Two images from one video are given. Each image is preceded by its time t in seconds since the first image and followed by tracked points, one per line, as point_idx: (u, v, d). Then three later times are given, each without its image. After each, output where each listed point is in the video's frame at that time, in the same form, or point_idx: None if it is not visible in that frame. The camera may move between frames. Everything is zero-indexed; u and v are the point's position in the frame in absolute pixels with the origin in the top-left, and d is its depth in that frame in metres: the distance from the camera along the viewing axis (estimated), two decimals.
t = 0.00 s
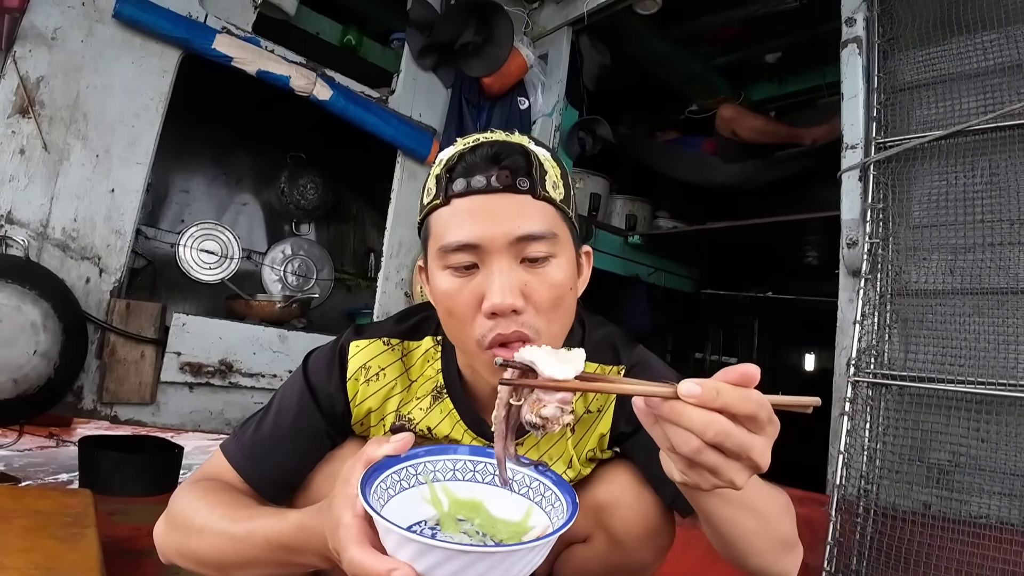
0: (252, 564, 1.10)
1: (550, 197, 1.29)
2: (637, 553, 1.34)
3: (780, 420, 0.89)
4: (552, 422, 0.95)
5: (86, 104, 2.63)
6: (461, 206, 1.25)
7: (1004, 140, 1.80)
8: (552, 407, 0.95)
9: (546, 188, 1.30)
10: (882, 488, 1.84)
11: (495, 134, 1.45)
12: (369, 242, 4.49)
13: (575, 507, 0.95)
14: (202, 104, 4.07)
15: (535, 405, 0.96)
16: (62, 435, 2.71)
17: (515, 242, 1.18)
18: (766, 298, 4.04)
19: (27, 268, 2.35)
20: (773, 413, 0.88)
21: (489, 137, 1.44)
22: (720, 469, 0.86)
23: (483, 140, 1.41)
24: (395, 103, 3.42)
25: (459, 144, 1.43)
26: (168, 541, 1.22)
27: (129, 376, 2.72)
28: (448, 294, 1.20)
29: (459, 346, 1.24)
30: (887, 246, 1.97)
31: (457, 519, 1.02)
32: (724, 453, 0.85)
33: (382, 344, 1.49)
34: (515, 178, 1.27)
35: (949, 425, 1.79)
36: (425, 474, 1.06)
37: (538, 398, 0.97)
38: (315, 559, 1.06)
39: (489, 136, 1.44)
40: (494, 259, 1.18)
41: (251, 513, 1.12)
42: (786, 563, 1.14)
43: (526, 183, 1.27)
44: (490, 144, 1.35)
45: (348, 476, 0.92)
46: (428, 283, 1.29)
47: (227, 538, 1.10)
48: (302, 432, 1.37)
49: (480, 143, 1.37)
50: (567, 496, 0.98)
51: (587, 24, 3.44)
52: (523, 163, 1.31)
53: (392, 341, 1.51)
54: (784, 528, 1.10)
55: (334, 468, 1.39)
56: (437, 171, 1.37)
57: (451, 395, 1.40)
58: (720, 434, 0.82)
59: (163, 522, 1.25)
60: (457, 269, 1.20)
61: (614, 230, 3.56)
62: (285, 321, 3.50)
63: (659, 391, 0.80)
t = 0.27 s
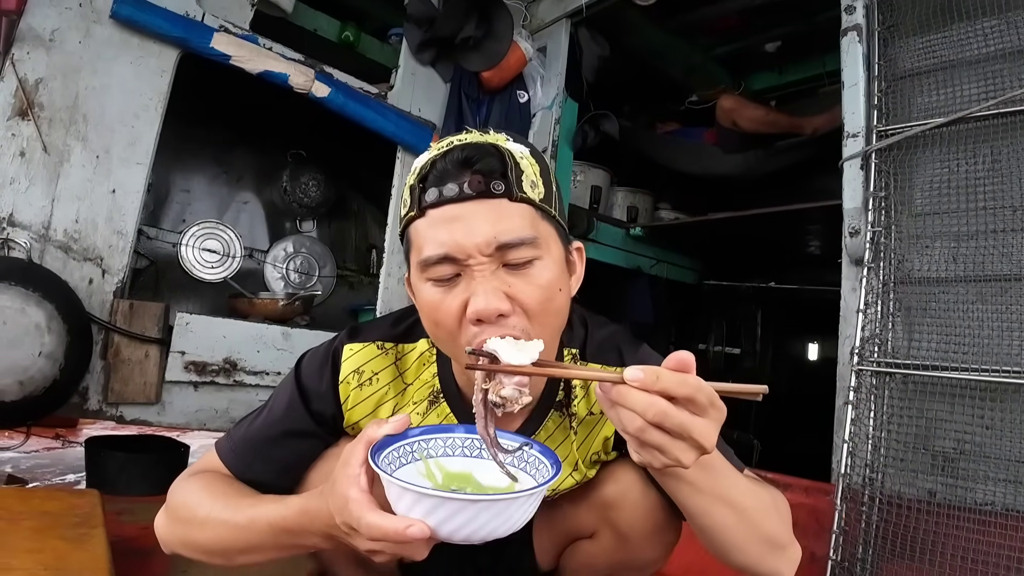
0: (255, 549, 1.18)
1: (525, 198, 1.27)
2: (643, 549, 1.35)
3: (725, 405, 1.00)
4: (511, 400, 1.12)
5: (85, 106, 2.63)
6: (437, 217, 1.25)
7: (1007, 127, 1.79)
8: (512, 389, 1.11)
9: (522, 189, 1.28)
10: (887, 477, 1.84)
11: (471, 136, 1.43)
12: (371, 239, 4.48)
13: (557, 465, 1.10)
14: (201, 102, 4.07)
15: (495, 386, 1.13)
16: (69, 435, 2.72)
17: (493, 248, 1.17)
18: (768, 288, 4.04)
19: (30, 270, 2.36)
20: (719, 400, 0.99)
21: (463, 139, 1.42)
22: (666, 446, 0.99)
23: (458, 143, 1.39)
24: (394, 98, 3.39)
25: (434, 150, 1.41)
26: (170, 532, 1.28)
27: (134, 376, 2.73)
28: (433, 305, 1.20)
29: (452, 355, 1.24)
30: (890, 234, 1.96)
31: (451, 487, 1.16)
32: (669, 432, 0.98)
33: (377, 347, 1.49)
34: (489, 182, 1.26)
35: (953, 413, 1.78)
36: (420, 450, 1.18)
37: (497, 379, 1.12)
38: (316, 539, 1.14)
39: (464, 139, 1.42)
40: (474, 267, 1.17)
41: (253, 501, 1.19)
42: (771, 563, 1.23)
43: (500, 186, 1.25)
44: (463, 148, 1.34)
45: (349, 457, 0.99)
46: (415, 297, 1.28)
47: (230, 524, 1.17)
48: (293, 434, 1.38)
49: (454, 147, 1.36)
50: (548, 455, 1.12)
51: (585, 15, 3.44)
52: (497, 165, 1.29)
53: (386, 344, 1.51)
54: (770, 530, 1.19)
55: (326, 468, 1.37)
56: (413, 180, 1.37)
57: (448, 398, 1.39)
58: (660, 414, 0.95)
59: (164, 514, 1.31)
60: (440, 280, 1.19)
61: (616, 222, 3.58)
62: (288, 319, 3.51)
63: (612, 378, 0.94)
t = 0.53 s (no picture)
0: (268, 535, 1.20)
1: (504, 185, 1.26)
2: (650, 534, 1.35)
3: (707, 375, 1.02)
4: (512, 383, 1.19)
5: (84, 107, 2.63)
6: (415, 209, 1.24)
7: (1010, 106, 1.77)
8: (510, 373, 1.18)
9: (500, 176, 1.26)
10: (894, 460, 1.84)
11: (450, 127, 1.42)
12: (373, 233, 4.49)
13: (551, 441, 1.11)
14: (200, 100, 4.06)
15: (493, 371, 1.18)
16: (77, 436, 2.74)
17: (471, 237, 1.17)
18: (773, 274, 4.05)
19: (34, 273, 2.37)
20: (701, 370, 1.02)
21: (442, 130, 1.40)
22: (656, 417, 1.01)
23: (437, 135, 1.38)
24: (393, 92, 3.38)
25: (414, 143, 1.41)
26: (183, 524, 1.30)
27: (140, 376, 2.74)
28: (417, 295, 1.21)
29: (439, 343, 1.25)
30: (893, 218, 1.95)
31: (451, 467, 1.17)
32: (655, 401, 1.00)
33: (372, 340, 1.50)
34: (466, 171, 1.25)
35: (959, 394, 1.78)
36: (418, 434, 1.20)
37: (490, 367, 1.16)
38: (327, 522, 1.16)
39: (442, 130, 1.41)
40: (454, 256, 1.17)
41: (263, 489, 1.21)
42: (772, 545, 1.23)
43: (477, 175, 1.24)
44: (440, 140, 1.33)
45: (354, 445, 1.01)
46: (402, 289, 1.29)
47: (241, 513, 1.19)
48: (294, 429, 1.39)
49: (432, 139, 1.35)
50: (541, 432, 1.14)
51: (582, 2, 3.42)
52: (474, 155, 1.28)
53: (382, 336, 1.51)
54: (771, 511, 1.19)
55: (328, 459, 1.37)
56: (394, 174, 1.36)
57: (447, 392, 1.41)
58: (643, 382, 0.98)
59: (176, 507, 1.33)
60: (422, 271, 1.20)
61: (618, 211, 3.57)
62: (293, 315, 3.51)
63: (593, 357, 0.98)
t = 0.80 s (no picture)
0: (290, 524, 1.20)
1: (498, 179, 1.25)
2: (652, 514, 1.35)
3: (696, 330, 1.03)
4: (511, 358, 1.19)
5: (82, 108, 2.62)
6: (411, 208, 1.22)
7: (1011, 82, 1.75)
8: (511, 347, 1.18)
9: (492, 171, 1.25)
10: (901, 440, 1.84)
11: (439, 120, 1.39)
12: (375, 226, 4.51)
13: (561, 413, 1.15)
14: (198, 98, 4.05)
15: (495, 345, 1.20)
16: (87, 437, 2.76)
17: (468, 232, 1.16)
18: (775, 257, 3.99)
19: (38, 276, 2.38)
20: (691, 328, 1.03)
21: (431, 124, 1.38)
22: (652, 370, 1.01)
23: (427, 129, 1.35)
24: (390, 83, 3.36)
25: (403, 138, 1.38)
26: (202, 520, 1.29)
27: (148, 375, 2.76)
28: (417, 290, 1.21)
29: (441, 334, 1.26)
30: (896, 197, 1.93)
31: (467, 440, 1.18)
32: (649, 353, 1.01)
33: (371, 330, 1.50)
34: (459, 168, 1.23)
35: (965, 373, 1.77)
36: (434, 415, 1.22)
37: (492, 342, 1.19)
38: (348, 505, 1.16)
39: (431, 123, 1.38)
40: (453, 251, 1.16)
41: (283, 478, 1.21)
42: (773, 519, 1.23)
43: (470, 171, 1.22)
44: (431, 135, 1.30)
45: (374, 429, 1.02)
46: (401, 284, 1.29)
47: (262, 503, 1.18)
48: (300, 424, 1.37)
49: (422, 134, 1.32)
50: (551, 407, 1.18)
51: None
52: (465, 151, 1.26)
53: (380, 327, 1.52)
54: (768, 483, 1.20)
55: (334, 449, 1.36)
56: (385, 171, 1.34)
57: (445, 375, 1.39)
58: (633, 333, 0.99)
59: (193, 504, 1.31)
60: (420, 267, 1.19)
61: (619, 197, 3.55)
62: (297, 311, 3.52)
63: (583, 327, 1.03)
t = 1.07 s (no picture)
0: (310, 514, 1.20)
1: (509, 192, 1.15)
2: (661, 491, 1.37)
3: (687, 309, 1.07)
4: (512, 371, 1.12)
5: (78, 110, 2.62)
6: (423, 233, 1.10)
7: (1011, 57, 1.74)
8: (511, 357, 1.11)
9: (502, 182, 1.14)
10: (907, 418, 1.84)
11: (432, 123, 1.25)
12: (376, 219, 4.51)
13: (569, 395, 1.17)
14: (194, 95, 4.04)
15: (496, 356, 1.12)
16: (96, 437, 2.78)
17: (486, 252, 1.06)
18: (778, 239, 3.96)
19: (41, 279, 2.39)
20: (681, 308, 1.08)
21: (425, 129, 1.23)
22: (653, 344, 1.01)
23: (424, 139, 1.21)
24: (386, 75, 3.35)
25: (396, 148, 1.24)
26: (220, 516, 1.28)
27: (154, 374, 2.79)
28: (432, 308, 1.13)
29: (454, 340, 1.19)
30: (898, 175, 1.91)
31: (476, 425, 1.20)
32: (649, 331, 1.02)
33: (379, 327, 1.47)
34: (468, 186, 1.11)
35: (969, 350, 1.77)
36: (444, 401, 1.22)
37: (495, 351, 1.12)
38: (363, 493, 1.15)
39: (424, 129, 1.23)
40: (470, 273, 1.07)
41: (298, 469, 1.21)
42: (779, 497, 1.24)
43: (481, 188, 1.11)
44: (432, 149, 1.18)
45: (385, 417, 1.02)
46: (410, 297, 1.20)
47: (279, 495, 1.18)
48: (311, 418, 1.35)
49: (422, 148, 1.20)
50: (558, 389, 1.20)
51: None
52: (471, 164, 1.14)
53: (389, 325, 1.49)
54: (771, 459, 1.20)
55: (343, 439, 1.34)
56: (384, 189, 1.21)
57: (452, 367, 1.38)
58: (628, 312, 1.02)
59: (211, 501, 1.31)
60: (434, 290, 1.10)
61: (619, 182, 3.54)
62: (300, 305, 3.53)
63: (579, 326, 1.04)
